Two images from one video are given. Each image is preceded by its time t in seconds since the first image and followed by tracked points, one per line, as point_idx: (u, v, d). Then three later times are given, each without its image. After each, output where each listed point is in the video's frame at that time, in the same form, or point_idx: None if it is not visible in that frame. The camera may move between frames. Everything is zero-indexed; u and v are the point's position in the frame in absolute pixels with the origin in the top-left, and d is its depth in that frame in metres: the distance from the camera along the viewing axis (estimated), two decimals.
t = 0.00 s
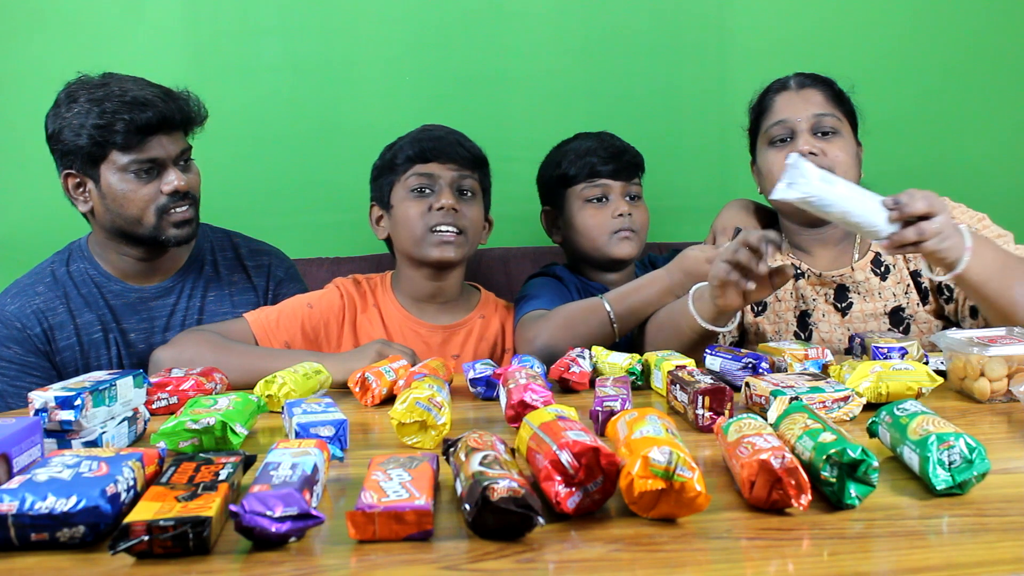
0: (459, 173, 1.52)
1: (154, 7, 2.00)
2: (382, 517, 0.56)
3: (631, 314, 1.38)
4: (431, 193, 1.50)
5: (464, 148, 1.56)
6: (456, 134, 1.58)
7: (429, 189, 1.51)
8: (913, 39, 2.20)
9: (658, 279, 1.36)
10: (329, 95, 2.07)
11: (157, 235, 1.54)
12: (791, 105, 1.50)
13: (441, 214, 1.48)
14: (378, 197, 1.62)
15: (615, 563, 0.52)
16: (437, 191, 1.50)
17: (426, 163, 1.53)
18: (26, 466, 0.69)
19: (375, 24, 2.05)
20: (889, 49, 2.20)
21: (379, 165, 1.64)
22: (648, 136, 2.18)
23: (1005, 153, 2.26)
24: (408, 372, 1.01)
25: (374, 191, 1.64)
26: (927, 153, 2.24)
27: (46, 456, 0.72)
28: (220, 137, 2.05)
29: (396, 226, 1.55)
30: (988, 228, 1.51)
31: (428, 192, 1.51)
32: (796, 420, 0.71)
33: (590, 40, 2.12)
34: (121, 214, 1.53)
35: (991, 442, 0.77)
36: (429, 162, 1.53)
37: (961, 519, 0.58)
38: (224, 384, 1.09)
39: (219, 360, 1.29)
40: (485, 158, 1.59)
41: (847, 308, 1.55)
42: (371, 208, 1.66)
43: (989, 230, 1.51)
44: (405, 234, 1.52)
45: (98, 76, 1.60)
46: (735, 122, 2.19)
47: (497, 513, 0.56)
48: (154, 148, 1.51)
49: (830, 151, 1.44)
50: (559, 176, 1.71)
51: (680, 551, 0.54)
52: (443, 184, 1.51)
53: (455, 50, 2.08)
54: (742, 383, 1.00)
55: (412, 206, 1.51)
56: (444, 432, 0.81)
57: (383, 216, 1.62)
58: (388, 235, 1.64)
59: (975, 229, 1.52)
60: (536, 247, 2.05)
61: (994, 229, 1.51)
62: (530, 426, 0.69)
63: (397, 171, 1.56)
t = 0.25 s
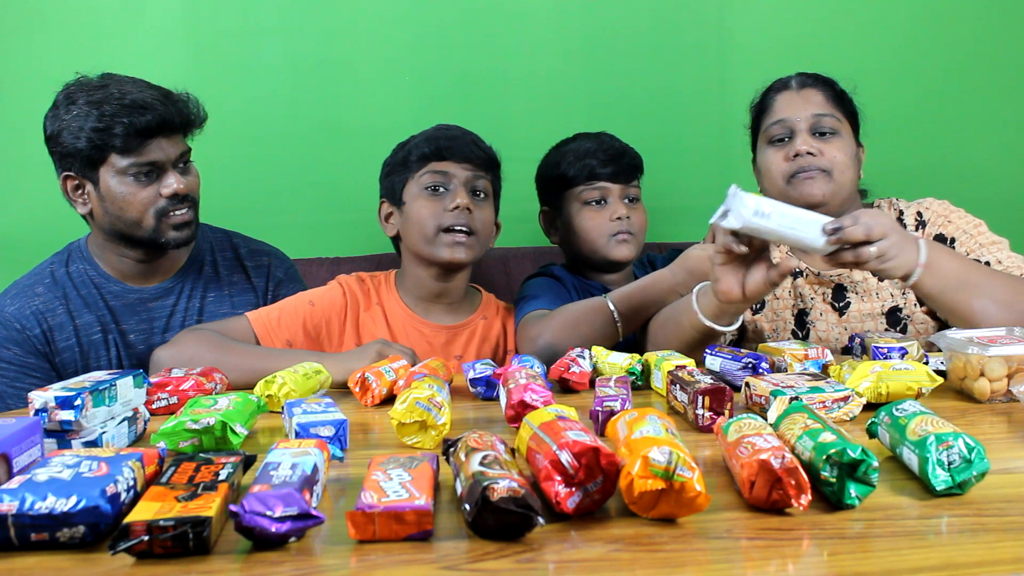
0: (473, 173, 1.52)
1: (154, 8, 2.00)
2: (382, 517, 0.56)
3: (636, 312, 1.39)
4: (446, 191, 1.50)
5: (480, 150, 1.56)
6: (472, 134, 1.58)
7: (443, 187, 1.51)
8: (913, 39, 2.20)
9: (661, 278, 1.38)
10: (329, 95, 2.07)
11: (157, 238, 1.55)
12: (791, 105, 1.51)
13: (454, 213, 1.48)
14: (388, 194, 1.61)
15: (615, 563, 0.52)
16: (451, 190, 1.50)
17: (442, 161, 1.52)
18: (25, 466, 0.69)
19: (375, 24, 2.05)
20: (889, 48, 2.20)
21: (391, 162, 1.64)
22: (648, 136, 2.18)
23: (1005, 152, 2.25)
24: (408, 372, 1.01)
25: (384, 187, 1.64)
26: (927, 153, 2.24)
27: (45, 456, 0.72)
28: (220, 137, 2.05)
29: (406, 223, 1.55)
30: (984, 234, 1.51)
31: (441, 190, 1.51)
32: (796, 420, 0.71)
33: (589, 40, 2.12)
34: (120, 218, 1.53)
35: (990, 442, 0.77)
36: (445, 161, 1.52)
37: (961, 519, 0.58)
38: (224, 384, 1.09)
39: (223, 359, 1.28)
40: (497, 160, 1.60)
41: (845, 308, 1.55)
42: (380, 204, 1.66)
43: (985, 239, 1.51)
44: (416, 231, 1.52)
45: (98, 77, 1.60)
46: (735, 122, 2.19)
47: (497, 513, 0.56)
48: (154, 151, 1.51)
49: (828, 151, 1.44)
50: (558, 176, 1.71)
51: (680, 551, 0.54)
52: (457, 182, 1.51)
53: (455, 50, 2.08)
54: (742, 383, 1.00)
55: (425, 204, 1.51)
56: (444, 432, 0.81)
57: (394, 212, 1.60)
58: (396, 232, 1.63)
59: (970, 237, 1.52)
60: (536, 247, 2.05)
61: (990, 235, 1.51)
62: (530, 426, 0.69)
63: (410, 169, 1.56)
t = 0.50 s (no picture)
0: (486, 177, 1.53)
1: (154, 8, 2.00)
2: (382, 517, 0.56)
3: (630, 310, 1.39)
4: (460, 194, 1.50)
5: (493, 155, 1.56)
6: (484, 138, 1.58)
7: (456, 190, 1.51)
8: (913, 39, 2.20)
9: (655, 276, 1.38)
10: (329, 95, 2.06)
11: (159, 238, 1.55)
12: (796, 103, 1.50)
13: (467, 216, 1.48)
14: (397, 191, 1.60)
15: (615, 563, 0.52)
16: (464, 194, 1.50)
17: (455, 163, 1.52)
18: (25, 466, 0.69)
19: (375, 24, 2.05)
20: (889, 49, 2.20)
21: (400, 159, 1.62)
22: (648, 136, 2.18)
23: (1005, 152, 2.25)
24: (408, 372, 1.01)
25: (391, 184, 1.62)
26: (927, 153, 2.24)
27: (46, 456, 0.72)
28: (220, 137, 2.05)
29: (416, 224, 1.55)
30: (984, 237, 1.51)
31: (454, 192, 1.51)
32: (796, 420, 0.71)
33: (590, 40, 2.12)
34: (122, 218, 1.53)
35: (990, 442, 0.77)
36: (458, 163, 1.52)
37: (960, 519, 0.58)
38: (224, 384, 1.09)
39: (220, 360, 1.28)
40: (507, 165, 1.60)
41: (846, 310, 1.55)
42: (385, 200, 1.65)
43: (985, 241, 1.51)
44: (428, 231, 1.52)
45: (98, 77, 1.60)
46: (735, 122, 2.19)
47: (497, 513, 0.56)
48: (157, 153, 1.51)
49: (831, 150, 1.44)
50: (558, 176, 1.71)
51: (680, 550, 0.54)
52: (471, 186, 1.51)
53: (456, 50, 2.08)
54: (742, 383, 1.00)
55: (438, 206, 1.50)
56: (444, 431, 0.81)
57: (402, 210, 1.60)
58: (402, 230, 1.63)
59: (970, 240, 1.52)
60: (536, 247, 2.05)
61: (990, 238, 1.51)
62: (530, 426, 0.69)
63: (420, 170, 1.54)
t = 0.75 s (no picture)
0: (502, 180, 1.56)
1: (154, 8, 2.00)
2: (382, 517, 0.56)
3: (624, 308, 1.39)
4: (483, 191, 1.52)
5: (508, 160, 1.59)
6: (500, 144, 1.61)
7: (477, 185, 1.52)
8: (913, 39, 2.20)
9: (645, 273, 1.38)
10: (329, 95, 2.06)
11: (157, 240, 1.55)
12: (799, 106, 1.50)
13: (490, 212, 1.50)
14: (413, 185, 1.60)
15: (615, 563, 0.52)
16: (486, 191, 1.52)
17: (478, 163, 1.54)
18: (26, 466, 0.69)
19: (375, 24, 2.05)
20: (889, 48, 2.20)
21: (416, 154, 1.62)
22: (648, 136, 2.17)
23: (1005, 152, 2.25)
24: (408, 371, 1.01)
25: (406, 178, 1.62)
26: (927, 152, 2.24)
27: (46, 456, 0.72)
28: (220, 137, 2.05)
29: (435, 217, 1.54)
30: (994, 248, 1.51)
31: (475, 188, 1.52)
32: (796, 420, 0.71)
33: (590, 40, 2.12)
34: (122, 219, 1.53)
35: (991, 442, 0.77)
36: (479, 162, 1.54)
37: (961, 519, 0.58)
38: (224, 383, 1.09)
39: (221, 359, 1.28)
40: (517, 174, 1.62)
41: (849, 316, 1.55)
42: (397, 194, 1.64)
43: (996, 253, 1.51)
44: (443, 224, 1.52)
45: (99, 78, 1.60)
46: (735, 122, 2.19)
47: (497, 513, 0.56)
48: (159, 156, 1.51)
49: (834, 153, 1.44)
50: (559, 175, 1.71)
51: (680, 551, 0.54)
52: (492, 184, 1.53)
53: (456, 50, 2.08)
54: (742, 383, 1.00)
55: (460, 199, 1.51)
56: (444, 432, 0.81)
57: (417, 203, 1.59)
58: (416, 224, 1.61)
59: (982, 251, 1.52)
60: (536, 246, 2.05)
61: (1001, 250, 1.51)
62: (530, 426, 0.69)
63: (440, 164, 1.55)
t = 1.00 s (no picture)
0: (507, 180, 1.57)
1: (154, 7, 2.00)
2: (382, 517, 0.56)
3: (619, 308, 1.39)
4: (486, 190, 1.52)
5: (514, 163, 1.60)
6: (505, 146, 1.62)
7: (481, 186, 1.53)
8: (913, 39, 2.20)
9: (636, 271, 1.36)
10: (329, 95, 2.06)
11: (155, 242, 1.56)
12: (798, 110, 1.50)
13: (492, 212, 1.50)
14: (418, 182, 1.60)
15: (614, 563, 0.52)
16: (490, 191, 1.53)
17: (484, 162, 1.55)
18: (26, 466, 0.69)
19: (375, 24, 2.05)
20: (889, 48, 2.20)
21: (422, 153, 1.63)
22: (648, 136, 2.17)
23: (1005, 152, 2.25)
24: (408, 371, 1.01)
25: (411, 176, 1.63)
26: (927, 152, 2.24)
27: (46, 455, 0.72)
28: (220, 137, 2.05)
29: (439, 214, 1.54)
30: (996, 247, 1.50)
31: (479, 187, 1.53)
32: (796, 420, 0.71)
33: (590, 40, 2.12)
34: (121, 220, 1.53)
35: (990, 442, 0.77)
36: (486, 162, 1.55)
37: (961, 519, 0.58)
38: (224, 383, 1.09)
39: (222, 359, 1.28)
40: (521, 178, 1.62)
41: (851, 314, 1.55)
42: (402, 191, 1.64)
43: (998, 252, 1.50)
44: (449, 220, 1.53)
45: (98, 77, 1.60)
46: (735, 122, 2.19)
47: (497, 513, 0.56)
48: (158, 158, 1.51)
49: (834, 158, 1.44)
50: (560, 175, 1.71)
51: (680, 551, 0.54)
52: (496, 184, 1.54)
53: (455, 50, 2.08)
54: (742, 383, 1.00)
55: (464, 198, 1.52)
56: (443, 432, 0.81)
57: (421, 200, 1.60)
58: (419, 222, 1.61)
59: (983, 250, 1.51)
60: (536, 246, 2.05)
61: (1002, 249, 1.50)
62: (530, 426, 0.69)
63: (446, 163, 1.56)
